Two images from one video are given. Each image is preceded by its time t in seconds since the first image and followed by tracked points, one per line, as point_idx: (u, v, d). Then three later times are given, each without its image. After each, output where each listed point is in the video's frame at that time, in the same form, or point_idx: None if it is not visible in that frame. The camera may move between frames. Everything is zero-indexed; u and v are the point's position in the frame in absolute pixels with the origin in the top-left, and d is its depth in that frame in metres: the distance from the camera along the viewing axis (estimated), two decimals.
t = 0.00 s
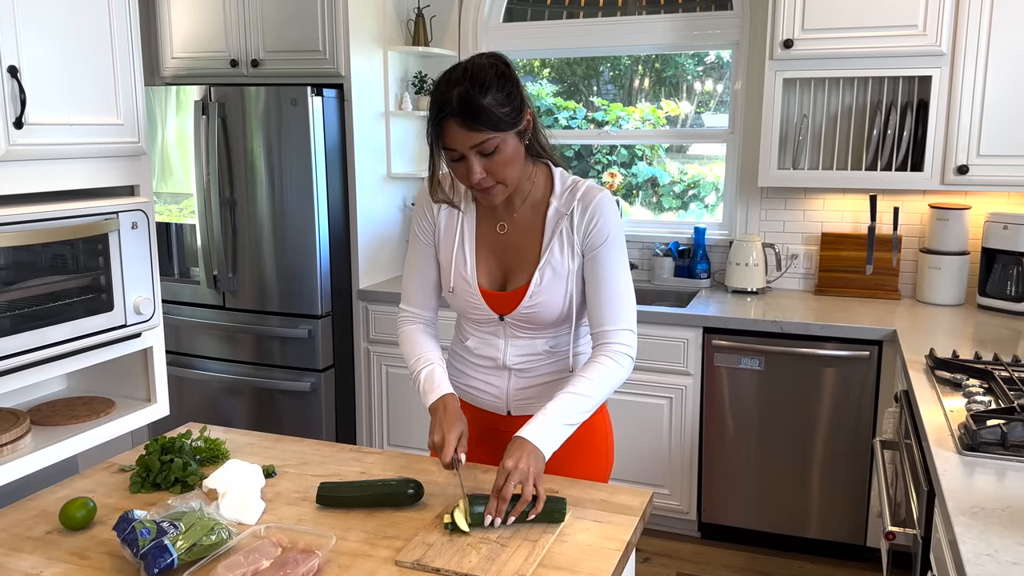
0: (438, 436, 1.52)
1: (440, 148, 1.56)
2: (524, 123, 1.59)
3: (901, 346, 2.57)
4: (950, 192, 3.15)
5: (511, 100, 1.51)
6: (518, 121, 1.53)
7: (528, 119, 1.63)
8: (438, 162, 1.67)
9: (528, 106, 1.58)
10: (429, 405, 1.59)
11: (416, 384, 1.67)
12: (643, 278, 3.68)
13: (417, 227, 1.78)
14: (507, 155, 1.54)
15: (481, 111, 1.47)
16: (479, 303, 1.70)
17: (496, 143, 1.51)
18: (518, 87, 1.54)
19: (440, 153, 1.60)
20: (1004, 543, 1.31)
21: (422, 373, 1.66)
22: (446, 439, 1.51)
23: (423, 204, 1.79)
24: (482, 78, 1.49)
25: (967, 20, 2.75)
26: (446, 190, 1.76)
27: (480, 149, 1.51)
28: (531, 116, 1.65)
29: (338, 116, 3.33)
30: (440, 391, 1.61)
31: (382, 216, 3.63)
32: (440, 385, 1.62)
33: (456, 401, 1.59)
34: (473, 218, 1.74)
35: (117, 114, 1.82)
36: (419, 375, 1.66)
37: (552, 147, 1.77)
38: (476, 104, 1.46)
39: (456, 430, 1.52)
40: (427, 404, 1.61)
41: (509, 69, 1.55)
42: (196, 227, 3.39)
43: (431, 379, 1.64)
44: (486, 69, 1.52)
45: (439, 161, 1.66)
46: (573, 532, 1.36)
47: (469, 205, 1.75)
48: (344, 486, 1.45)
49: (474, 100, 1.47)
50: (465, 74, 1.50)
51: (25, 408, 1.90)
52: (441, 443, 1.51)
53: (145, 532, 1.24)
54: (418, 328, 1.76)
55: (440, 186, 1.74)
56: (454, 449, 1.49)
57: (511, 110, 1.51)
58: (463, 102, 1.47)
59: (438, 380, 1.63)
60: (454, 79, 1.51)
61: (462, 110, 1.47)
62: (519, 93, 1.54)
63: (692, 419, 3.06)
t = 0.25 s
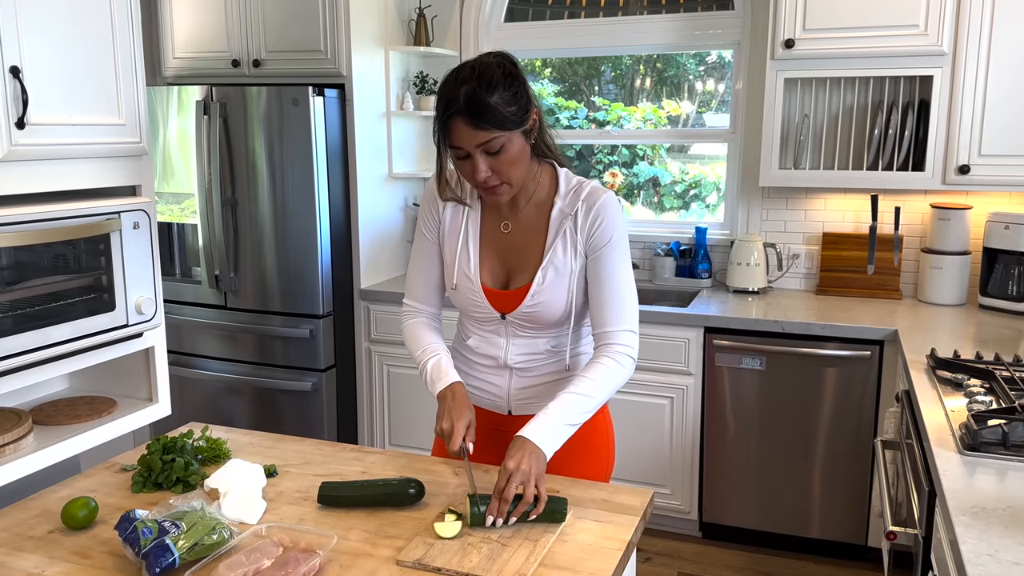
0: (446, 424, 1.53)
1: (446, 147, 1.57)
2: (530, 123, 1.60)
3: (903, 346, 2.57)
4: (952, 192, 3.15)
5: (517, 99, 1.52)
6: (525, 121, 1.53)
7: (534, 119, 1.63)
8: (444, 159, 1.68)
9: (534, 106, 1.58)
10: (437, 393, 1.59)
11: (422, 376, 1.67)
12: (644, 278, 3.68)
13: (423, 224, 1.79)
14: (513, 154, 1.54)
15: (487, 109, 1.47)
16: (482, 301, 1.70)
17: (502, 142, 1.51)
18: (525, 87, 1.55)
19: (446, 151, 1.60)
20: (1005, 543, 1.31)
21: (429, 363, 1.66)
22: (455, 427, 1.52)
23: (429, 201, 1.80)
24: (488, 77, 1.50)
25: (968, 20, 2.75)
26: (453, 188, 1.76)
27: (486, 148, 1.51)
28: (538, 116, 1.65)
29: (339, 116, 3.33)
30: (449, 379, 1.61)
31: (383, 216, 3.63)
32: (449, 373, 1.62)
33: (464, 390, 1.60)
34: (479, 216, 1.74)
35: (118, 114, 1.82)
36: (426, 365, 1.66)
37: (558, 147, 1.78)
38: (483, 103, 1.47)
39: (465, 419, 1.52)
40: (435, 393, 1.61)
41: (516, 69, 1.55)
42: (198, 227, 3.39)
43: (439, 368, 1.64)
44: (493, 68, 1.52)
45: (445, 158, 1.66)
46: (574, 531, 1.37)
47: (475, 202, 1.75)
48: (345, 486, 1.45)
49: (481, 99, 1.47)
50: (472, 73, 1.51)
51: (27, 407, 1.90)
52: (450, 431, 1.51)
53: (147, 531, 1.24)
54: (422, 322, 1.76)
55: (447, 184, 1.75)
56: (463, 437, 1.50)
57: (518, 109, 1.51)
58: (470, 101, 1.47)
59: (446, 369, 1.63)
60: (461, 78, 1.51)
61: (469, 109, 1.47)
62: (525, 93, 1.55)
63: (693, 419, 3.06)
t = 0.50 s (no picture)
0: (449, 439, 1.52)
1: (450, 147, 1.57)
2: (533, 123, 1.60)
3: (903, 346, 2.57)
4: (953, 192, 3.15)
5: (521, 100, 1.52)
6: (528, 121, 1.53)
7: (538, 120, 1.64)
8: (448, 159, 1.68)
9: (538, 107, 1.59)
10: (440, 406, 1.58)
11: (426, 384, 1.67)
12: (645, 277, 3.68)
13: (425, 223, 1.79)
14: (516, 155, 1.54)
15: (491, 110, 1.48)
16: (485, 299, 1.71)
17: (506, 143, 1.52)
18: (528, 88, 1.55)
19: (450, 151, 1.61)
20: (1005, 541, 1.31)
21: (433, 372, 1.66)
22: (459, 442, 1.51)
23: (431, 200, 1.80)
24: (492, 77, 1.50)
25: (969, 20, 2.75)
26: (456, 186, 1.76)
27: (490, 148, 1.51)
28: (542, 117, 1.66)
29: (341, 115, 3.33)
30: (451, 391, 1.60)
31: (384, 215, 3.64)
32: (451, 385, 1.61)
33: (468, 402, 1.59)
34: (482, 215, 1.74)
35: (120, 113, 1.82)
36: (431, 373, 1.66)
37: (562, 147, 1.78)
38: (487, 104, 1.47)
39: (468, 434, 1.51)
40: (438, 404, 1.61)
41: (520, 70, 1.55)
42: (199, 227, 3.40)
43: (442, 379, 1.63)
44: (497, 68, 1.53)
45: (449, 158, 1.66)
46: (576, 530, 1.37)
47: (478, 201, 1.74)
48: (346, 485, 1.45)
49: (485, 100, 1.48)
50: (476, 73, 1.51)
51: (29, 406, 1.91)
52: (454, 446, 1.51)
53: (150, 530, 1.25)
54: (425, 324, 1.77)
55: (451, 183, 1.75)
56: (466, 453, 1.49)
57: (521, 110, 1.52)
58: (474, 101, 1.48)
59: (449, 380, 1.63)
60: (466, 78, 1.52)
61: (473, 110, 1.48)
62: (529, 94, 1.55)
63: (694, 418, 3.06)
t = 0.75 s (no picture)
0: (448, 456, 1.48)
1: (453, 145, 1.57)
2: (536, 121, 1.60)
3: (904, 345, 2.57)
4: (954, 191, 3.15)
5: (524, 98, 1.52)
6: (531, 119, 1.54)
7: (540, 119, 1.64)
8: (451, 158, 1.68)
9: (540, 105, 1.59)
10: (441, 426, 1.55)
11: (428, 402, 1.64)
12: (646, 276, 3.68)
13: (425, 224, 1.79)
14: (519, 152, 1.55)
15: (495, 107, 1.48)
16: (488, 299, 1.71)
17: (509, 140, 1.52)
18: (531, 86, 1.55)
19: (453, 150, 1.61)
20: (1006, 539, 1.32)
21: (435, 389, 1.63)
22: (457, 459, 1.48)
23: (431, 200, 1.80)
24: (495, 75, 1.51)
25: (970, 19, 2.75)
26: (458, 186, 1.77)
27: (493, 146, 1.52)
28: (544, 115, 1.66)
29: (342, 114, 3.34)
30: (451, 412, 1.57)
31: (386, 214, 3.64)
32: (452, 404, 1.58)
33: (468, 421, 1.55)
34: (482, 213, 1.74)
35: (122, 112, 1.82)
36: (432, 390, 1.63)
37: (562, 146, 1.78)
38: (490, 101, 1.48)
39: (467, 452, 1.48)
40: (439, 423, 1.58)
41: (523, 68, 1.56)
42: (201, 225, 3.40)
43: (443, 397, 1.60)
44: (499, 66, 1.53)
45: (452, 157, 1.67)
46: (577, 527, 1.37)
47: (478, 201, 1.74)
48: (348, 483, 1.45)
49: (488, 97, 1.48)
50: (479, 71, 1.52)
51: (31, 404, 1.91)
52: (453, 464, 1.47)
53: (152, 527, 1.25)
54: (429, 328, 1.77)
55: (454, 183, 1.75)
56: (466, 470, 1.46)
57: (524, 108, 1.52)
58: (477, 99, 1.48)
59: (450, 397, 1.60)
60: (469, 76, 1.52)
61: (476, 107, 1.48)
62: (532, 92, 1.55)
63: (695, 417, 3.06)
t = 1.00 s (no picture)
0: (446, 435, 1.53)
1: (460, 141, 1.58)
2: (543, 118, 1.61)
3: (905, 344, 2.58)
4: (955, 190, 3.15)
5: (531, 94, 1.53)
6: (538, 115, 1.54)
7: (547, 116, 1.64)
8: (458, 153, 1.69)
9: (547, 102, 1.59)
10: (437, 406, 1.59)
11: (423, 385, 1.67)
12: (647, 275, 3.69)
13: (430, 220, 1.80)
14: (526, 149, 1.55)
15: (502, 103, 1.48)
16: (491, 296, 1.71)
17: (516, 136, 1.52)
18: (538, 83, 1.56)
19: (460, 146, 1.61)
20: (1007, 538, 1.32)
21: (431, 373, 1.66)
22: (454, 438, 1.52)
23: (437, 196, 1.80)
24: (503, 72, 1.51)
25: (971, 19, 2.75)
26: (465, 181, 1.78)
27: (500, 142, 1.52)
28: (550, 112, 1.67)
29: (343, 113, 3.34)
30: (448, 392, 1.61)
31: (387, 213, 3.64)
32: (449, 385, 1.62)
33: (464, 401, 1.60)
34: (487, 209, 1.75)
35: (126, 111, 1.83)
36: (428, 374, 1.67)
37: (567, 144, 1.79)
38: (498, 97, 1.48)
39: (464, 431, 1.52)
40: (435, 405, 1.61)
41: (530, 65, 1.56)
42: (202, 224, 3.40)
43: (439, 379, 1.64)
44: (507, 63, 1.54)
45: (459, 152, 1.67)
46: (579, 526, 1.38)
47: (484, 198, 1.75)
48: (351, 480, 1.46)
49: (496, 93, 1.48)
50: (487, 67, 1.52)
51: (34, 402, 1.91)
52: (449, 442, 1.51)
53: (155, 525, 1.25)
54: (428, 324, 1.77)
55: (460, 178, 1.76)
56: (463, 448, 1.50)
57: (532, 104, 1.52)
58: (485, 95, 1.49)
59: (445, 380, 1.63)
60: (477, 72, 1.52)
61: (484, 103, 1.48)
62: (539, 88, 1.56)
63: (696, 416, 3.07)
